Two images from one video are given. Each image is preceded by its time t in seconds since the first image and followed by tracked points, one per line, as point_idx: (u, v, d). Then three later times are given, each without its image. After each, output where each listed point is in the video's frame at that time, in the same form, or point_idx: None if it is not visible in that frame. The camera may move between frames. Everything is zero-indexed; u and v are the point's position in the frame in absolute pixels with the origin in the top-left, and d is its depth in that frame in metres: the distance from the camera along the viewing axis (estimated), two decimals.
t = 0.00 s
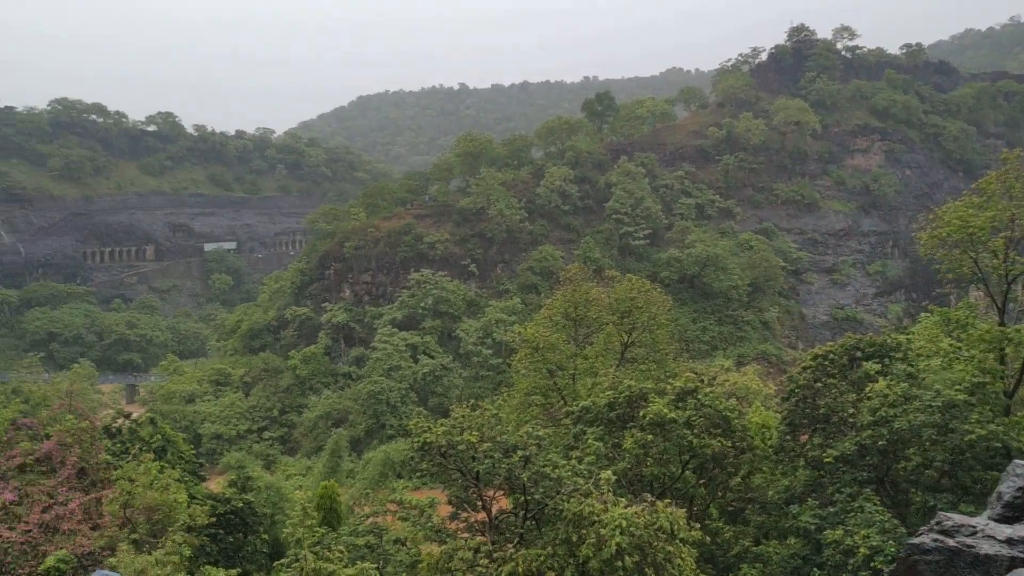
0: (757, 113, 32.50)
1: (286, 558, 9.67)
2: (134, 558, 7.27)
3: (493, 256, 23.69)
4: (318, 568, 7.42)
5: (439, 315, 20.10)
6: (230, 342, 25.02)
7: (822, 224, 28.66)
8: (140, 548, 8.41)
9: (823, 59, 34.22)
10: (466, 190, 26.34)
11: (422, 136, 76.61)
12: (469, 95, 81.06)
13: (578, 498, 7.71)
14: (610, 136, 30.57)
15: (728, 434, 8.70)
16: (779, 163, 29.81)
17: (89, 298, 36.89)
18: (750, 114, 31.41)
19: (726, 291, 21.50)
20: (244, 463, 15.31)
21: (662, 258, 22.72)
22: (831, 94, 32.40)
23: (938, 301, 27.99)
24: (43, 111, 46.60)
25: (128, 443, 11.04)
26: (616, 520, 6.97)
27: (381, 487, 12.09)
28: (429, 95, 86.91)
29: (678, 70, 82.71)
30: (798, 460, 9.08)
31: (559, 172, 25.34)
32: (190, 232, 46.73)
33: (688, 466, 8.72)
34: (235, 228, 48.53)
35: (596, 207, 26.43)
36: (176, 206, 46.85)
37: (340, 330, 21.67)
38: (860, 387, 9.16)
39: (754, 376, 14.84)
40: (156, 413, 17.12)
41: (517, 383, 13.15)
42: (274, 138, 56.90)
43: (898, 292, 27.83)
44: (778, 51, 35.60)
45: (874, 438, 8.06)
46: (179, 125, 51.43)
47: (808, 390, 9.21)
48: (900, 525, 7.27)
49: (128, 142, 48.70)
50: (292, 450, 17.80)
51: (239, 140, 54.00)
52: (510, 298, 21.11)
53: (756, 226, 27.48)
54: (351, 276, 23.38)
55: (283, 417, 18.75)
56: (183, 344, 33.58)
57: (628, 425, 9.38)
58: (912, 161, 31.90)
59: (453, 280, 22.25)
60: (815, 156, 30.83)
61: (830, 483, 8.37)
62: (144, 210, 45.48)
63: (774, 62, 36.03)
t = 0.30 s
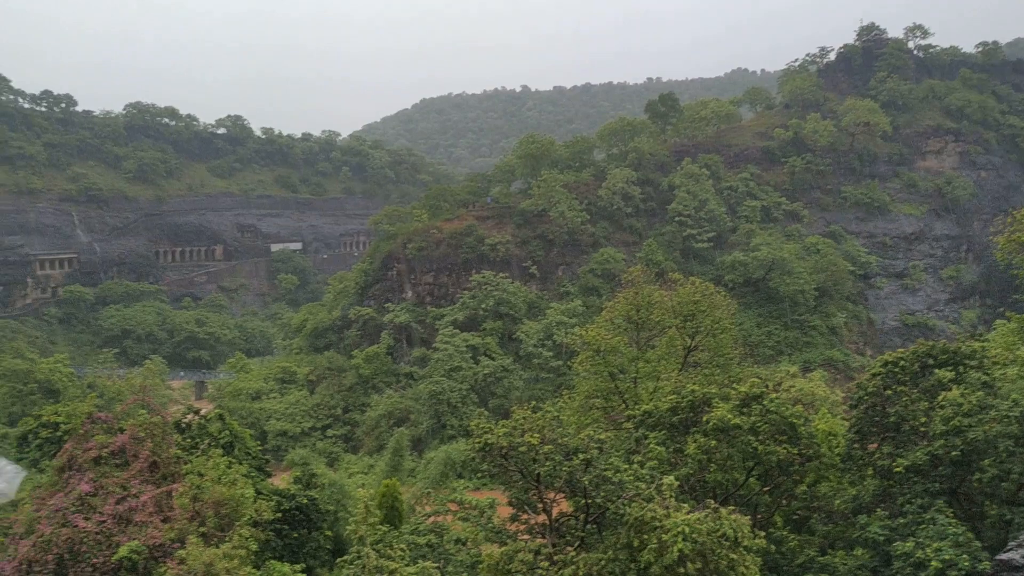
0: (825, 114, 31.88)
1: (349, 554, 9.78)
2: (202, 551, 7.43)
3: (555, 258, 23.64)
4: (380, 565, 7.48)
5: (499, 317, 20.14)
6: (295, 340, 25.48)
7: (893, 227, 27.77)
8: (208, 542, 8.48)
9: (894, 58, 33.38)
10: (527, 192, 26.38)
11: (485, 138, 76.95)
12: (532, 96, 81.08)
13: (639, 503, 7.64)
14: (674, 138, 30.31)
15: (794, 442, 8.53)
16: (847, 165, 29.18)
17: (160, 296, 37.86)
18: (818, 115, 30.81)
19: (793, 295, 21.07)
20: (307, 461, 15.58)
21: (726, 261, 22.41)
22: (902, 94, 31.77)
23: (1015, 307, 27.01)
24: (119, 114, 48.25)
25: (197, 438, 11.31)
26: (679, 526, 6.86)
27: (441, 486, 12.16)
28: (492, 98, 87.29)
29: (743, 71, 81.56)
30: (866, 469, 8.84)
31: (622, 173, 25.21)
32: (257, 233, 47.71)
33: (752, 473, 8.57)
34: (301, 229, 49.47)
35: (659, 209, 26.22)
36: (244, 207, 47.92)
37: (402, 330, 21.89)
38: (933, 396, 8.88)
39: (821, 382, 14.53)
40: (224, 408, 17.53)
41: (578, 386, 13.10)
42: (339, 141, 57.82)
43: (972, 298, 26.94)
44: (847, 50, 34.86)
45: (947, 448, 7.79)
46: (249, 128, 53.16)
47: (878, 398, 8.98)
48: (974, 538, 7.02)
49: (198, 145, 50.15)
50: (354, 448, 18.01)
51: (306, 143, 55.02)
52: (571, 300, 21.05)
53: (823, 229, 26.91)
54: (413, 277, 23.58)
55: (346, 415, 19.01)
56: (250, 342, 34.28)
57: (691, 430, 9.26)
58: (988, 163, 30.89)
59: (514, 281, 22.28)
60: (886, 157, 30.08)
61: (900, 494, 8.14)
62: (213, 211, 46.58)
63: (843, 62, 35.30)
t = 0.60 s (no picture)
0: (899, 118, 31.08)
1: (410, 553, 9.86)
2: (268, 545, 7.57)
3: (619, 262, 23.49)
4: (440, 566, 7.52)
5: (562, 321, 20.08)
6: (359, 340, 25.82)
7: (971, 235, 26.95)
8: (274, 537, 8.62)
9: (973, 61, 32.38)
10: (591, 196, 26.31)
11: (549, 142, 77.01)
12: (597, 100, 80.83)
13: (702, 512, 7.53)
14: (742, 143, 29.90)
15: (863, 453, 8.34)
16: (922, 171, 28.39)
17: (231, 295, 38.72)
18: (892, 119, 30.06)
19: (863, 303, 20.57)
20: (370, 460, 15.78)
21: (795, 268, 22.01)
22: (979, 98, 30.58)
23: None
24: (194, 118, 49.73)
25: (264, 434, 11.52)
26: (742, 536, 6.75)
27: (502, 489, 12.18)
28: (557, 101, 87.30)
29: (814, 74, 80.08)
30: (939, 484, 8.57)
31: (688, 178, 24.97)
32: (325, 234, 48.34)
33: (818, 485, 8.39)
34: (367, 231, 50.08)
35: (725, 215, 25.90)
36: (312, 209, 48.80)
37: (465, 333, 22.02)
38: (1011, 410, 8.55)
39: (891, 393, 14.15)
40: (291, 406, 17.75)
41: (641, 392, 13.00)
42: (405, 144, 58.50)
43: None
44: (923, 53, 33.93)
45: None
46: (319, 132, 54.22)
47: (952, 411, 8.71)
48: None
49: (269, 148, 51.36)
50: (416, 448, 18.15)
51: (373, 146, 55.81)
52: (635, 305, 20.91)
53: (896, 237, 26.22)
54: (477, 280, 23.70)
55: (408, 415, 19.18)
56: (316, 342, 34.87)
57: (757, 440, 9.10)
58: None
59: (577, 286, 22.21)
60: (962, 163, 29.18)
61: (975, 511, 7.87)
62: (283, 213, 47.55)
63: (919, 65, 34.41)
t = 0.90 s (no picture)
0: (965, 122, 30.29)
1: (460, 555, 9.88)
2: (321, 544, 7.65)
3: (673, 267, 23.27)
4: (490, 569, 7.54)
5: (614, 325, 19.96)
6: (413, 342, 26.02)
7: None
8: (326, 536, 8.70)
9: None
10: (646, 200, 26.14)
11: (604, 146, 76.75)
12: (653, 103, 80.26)
13: (755, 522, 7.42)
14: (801, 146, 29.45)
15: (924, 466, 8.13)
16: (988, 176, 27.62)
17: (288, 296, 39.33)
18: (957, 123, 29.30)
19: (924, 311, 20.07)
20: (422, 461, 15.90)
21: (854, 274, 21.73)
22: None
23: None
24: (254, 122, 50.78)
25: (318, 433, 11.69)
26: (796, 547, 6.63)
27: (553, 493, 12.16)
28: (612, 104, 86.91)
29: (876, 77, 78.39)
30: (1004, 498, 8.32)
31: (744, 182, 24.68)
32: (380, 237, 48.65)
33: (877, 497, 8.21)
34: (422, 234, 50.35)
35: (783, 220, 25.51)
36: (368, 211, 49.41)
37: (517, 336, 22.04)
38: None
39: (954, 403, 13.76)
40: (345, 407, 17.96)
41: (694, 399, 12.85)
42: (460, 148, 58.85)
43: None
44: (991, 54, 33.02)
45: None
46: (376, 135, 54.81)
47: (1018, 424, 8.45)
48: None
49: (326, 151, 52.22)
50: (468, 451, 18.21)
51: (428, 149, 56.28)
52: (689, 311, 20.70)
53: (960, 243, 25.52)
54: (529, 283, 23.72)
55: (460, 417, 19.25)
56: (370, 343, 35.21)
57: (813, 449, 8.94)
58: None
59: (630, 290, 22.08)
60: None
61: None
62: (339, 215, 48.24)
63: (986, 67, 33.48)
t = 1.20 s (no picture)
0: (1015, 127, 29.65)
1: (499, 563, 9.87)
2: (361, 551, 7.69)
3: (715, 275, 23.05)
4: None
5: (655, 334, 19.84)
6: (453, 349, 26.08)
7: None
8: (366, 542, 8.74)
9: None
10: (687, 208, 25.96)
11: (645, 153, 76.45)
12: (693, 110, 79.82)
13: (799, 534, 7.30)
14: (845, 153, 29.08)
15: (973, 478, 7.94)
16: None
17: (330, 304, 39.67)
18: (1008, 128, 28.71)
19: (974, 320, 19.62)
20: (462, 469, 15.92)
21: (900, 283, 21.32)
22: None
23: None
24: (297, 132, 51.53)
25: (358, 440, 11.77)
26: (841, 560, 6.50)
27: (593, 503, 12.10)
28: (653, 111, 86.55)
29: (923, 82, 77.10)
30: None
31: (787, 190, 24.43)
32: (421, 246, 48.90)
33: (924, 510, 8.04)
34: (462, 242, 50.40)
35: (827, 227, 25.15)
36: (409, 220, 49.81)
37: (558, 345, 21.98)
38: None
39: (1005, 414, 13.42)
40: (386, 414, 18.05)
41: (736, 409, 12.70)
42: (501, 156, 59.07)
43: None
44: None
45: None
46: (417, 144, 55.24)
47: None
48: None
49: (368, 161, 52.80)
50: (507, 459, 18.19)
51: (469, 158, 56.57)
52: (731, 320, 20.49)
53: (1011, 251, 24.94)
54: (569, 292, 23.66)
55: (500, 425, 19.22)
56: (410, 351, 35.43)
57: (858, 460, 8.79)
58: None
59: (671, 298, 21.92)
60: None
61: None
62: (380, 223, 48.70)
63: None
